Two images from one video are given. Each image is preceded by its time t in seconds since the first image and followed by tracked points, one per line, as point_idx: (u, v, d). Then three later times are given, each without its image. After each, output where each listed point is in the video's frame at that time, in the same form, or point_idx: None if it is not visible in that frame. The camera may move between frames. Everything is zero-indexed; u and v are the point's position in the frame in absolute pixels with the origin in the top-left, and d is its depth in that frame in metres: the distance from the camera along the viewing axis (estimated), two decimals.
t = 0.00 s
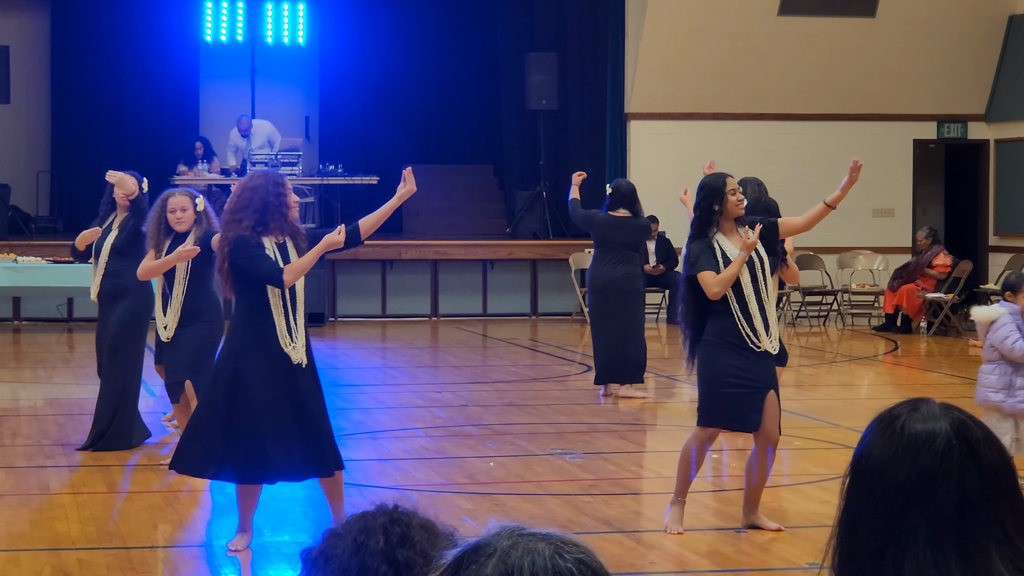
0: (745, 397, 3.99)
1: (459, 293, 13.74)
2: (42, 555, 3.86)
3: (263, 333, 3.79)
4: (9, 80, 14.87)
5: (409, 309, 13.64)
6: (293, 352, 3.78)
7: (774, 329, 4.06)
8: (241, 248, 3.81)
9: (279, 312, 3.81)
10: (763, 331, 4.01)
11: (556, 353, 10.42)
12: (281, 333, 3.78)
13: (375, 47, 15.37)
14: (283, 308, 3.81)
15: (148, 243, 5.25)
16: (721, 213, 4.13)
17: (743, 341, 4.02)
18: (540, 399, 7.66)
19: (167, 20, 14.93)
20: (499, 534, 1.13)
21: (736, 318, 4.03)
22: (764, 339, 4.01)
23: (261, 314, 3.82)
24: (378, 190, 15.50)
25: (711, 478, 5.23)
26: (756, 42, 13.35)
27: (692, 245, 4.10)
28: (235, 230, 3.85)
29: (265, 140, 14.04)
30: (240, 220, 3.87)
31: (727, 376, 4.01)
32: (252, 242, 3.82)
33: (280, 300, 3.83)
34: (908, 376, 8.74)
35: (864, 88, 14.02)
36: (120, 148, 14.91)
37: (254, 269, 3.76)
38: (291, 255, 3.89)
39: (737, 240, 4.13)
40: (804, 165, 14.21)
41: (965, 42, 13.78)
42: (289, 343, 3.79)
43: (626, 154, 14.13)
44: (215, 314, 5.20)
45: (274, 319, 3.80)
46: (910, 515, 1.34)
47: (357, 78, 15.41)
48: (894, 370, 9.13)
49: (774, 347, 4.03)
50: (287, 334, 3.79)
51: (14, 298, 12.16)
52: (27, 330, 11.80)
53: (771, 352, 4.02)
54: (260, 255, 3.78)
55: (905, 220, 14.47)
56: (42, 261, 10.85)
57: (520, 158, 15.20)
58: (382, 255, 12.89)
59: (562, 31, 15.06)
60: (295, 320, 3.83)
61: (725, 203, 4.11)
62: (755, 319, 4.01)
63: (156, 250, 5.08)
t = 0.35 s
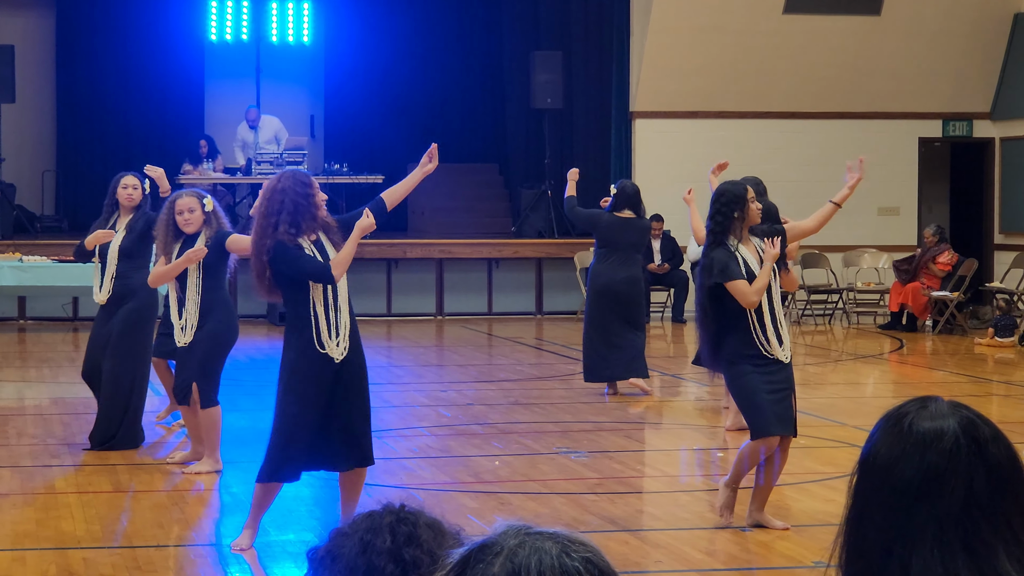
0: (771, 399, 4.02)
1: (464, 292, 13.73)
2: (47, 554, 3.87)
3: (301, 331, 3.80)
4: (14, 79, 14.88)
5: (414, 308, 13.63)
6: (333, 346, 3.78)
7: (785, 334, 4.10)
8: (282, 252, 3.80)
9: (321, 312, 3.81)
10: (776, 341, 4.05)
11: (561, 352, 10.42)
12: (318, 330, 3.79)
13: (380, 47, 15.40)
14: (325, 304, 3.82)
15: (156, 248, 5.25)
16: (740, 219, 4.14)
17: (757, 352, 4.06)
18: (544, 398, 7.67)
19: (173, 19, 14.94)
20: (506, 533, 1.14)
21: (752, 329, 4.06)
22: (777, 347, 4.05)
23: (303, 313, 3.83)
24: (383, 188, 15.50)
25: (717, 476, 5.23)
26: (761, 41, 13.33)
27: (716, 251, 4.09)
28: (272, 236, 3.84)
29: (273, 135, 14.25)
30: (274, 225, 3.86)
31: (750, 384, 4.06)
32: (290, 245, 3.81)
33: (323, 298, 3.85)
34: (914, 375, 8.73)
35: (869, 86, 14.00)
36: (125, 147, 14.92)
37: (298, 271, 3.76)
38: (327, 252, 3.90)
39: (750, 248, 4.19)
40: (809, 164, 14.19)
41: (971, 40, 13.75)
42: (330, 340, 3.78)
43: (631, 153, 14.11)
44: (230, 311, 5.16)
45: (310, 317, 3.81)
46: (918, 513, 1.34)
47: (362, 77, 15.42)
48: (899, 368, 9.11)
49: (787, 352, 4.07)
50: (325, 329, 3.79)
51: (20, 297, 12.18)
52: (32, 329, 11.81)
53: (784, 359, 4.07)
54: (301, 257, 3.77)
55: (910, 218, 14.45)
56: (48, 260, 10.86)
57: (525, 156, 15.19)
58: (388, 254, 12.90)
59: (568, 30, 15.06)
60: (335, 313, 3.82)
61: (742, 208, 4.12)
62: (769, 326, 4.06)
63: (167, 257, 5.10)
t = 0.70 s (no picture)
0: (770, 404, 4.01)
1: (468, 292, 13.74)
2: (51, 555, 3.89)
3: (331, 338, 3.84)
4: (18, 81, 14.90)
5: (418, 309, 13.65)
6: (364, 353, 3.83)
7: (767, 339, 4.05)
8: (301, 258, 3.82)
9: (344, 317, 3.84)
10: (760, 349, 4.05)
11: (565, 353, 10.43)
12: (344, 336, 3.82)
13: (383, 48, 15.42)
14: (346, 307, 3.84)
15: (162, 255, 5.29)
16: (750, 221, 4.16)
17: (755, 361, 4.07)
18: (548, 399, 7.67)
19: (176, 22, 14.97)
20: (511, 534, 1.14)
21: (750, 337, 4.08)
22: (761, 355, 4.05)
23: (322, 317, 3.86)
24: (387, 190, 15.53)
25: (720, 477, 5.23)
26: (765, 41, 13.32)
27: (728, 250, 4.12)
28: (291, 243, 3.86)
29: (278, 134, 14.30)
30: (293, 233, 3.88)
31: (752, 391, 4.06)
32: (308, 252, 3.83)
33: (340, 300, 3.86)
34: (918, 375, 8.73)
35: (872, 87, 13.99)
36: (128, 148, 14.94)
37: (318, 278, 3.78)
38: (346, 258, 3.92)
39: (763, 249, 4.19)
40: (813, 164, 14.18)
41: (975, 40, 13.73)
42: (359, 347, 3.82)
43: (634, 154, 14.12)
44: (236, 313, 5.15)
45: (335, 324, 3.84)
46: (922, 515, 1.34)
47: (365, 78, 15.44)
48: (904, 369, 9.11)
49: (769, 359, 4.04)
50: (355, 337, 3.82)
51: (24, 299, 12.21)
52: (36, 330, 11.84)
53: (768, 365, 4.04)
54: (320, 264, 3.79)
55: (914, 218, 14.44)
56: (52, 261, 10.88)
57: (528, 157, 15.20)
58: (392, 255, 12.92)
59: (571, 30, 15.07)
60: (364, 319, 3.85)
61: (752, 209, 4.14)
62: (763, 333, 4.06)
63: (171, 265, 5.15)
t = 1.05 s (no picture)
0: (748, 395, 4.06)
1: (469, 292, 13.75)
2: (52, 556, 3.89)
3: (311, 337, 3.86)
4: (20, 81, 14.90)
5: (420, 308, 13.65)
6: (340, 358, 3.81)
7: (783, 331, 4.06)
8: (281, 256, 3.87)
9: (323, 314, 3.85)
10: (768, 339, 4.05)
11: (567, 352, 10.43)
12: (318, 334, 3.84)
13: (384, 48, 15.43)
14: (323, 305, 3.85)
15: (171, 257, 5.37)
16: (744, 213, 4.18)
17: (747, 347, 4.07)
18: (550, 399, 7.67)
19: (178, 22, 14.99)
20: (515, 535, 1.14)
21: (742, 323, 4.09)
22: (768, 345, 4.04)
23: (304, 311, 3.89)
24: (388, 191, 15.53)
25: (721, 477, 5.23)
26: (766, 41, 13.32)
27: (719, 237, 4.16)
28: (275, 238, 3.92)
29: (280, 134, 14.32)
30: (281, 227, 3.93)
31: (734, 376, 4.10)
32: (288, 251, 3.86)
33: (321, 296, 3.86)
34: (919, 374, 8.73)
35: (874, 86, 13.99)
36: (130, 148, 14.94)
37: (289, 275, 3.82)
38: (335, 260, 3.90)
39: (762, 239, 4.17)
40: (814, 163, 14.18)
41: (976, 40, 13.72)
42: (338, 351, 3.81)
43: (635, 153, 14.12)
44: (238, 316, 5.20)
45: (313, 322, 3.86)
46: (923, 515, 1.34)
47: (367, 78, 15.45)
48: (905, 368, 9.10)
49: (780, 352, 4.04)
50: (331, 338, 3.82)
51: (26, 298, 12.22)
52: (37, 330, 11.84)
53: (777, 357, 4.04)
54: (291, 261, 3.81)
55: (915, 218, 14.43)
56: (54, 261, 10.88)
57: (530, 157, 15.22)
58: (393, 255, 12.92)
59: (572, 30, 15.08)
60: (343, 321, 3.84)
61: (746, 206, 4.13)
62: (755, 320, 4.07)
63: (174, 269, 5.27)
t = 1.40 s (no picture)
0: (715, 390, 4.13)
1: (470, 290, 13.76)
2: (54, 554, 3.89)
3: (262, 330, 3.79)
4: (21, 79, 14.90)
5: (421, 307, 13.65)
6: (296, 349, 3.71)
7: (746, 329, 4.06)
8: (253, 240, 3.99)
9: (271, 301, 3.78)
10: (730, 334, 4.10)
11: (568, 351, 10.43)
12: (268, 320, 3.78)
13: (385, 47, 15.43)
14: (269, 287, 3.77)
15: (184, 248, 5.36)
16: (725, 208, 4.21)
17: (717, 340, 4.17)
18: (551, 397, 7.66)
19: (179, 20, 14.99)
20: (518, 532, 1.14)
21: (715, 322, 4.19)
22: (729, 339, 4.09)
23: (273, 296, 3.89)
24: (389, 190, 15.54)
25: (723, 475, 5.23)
26: (767, 39, 13.31)
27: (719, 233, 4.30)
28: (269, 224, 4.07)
29: (281, 133, 14.33)
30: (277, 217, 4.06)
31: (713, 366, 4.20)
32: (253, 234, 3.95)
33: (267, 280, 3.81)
34: (921, 373, 8.72)
35: (875, 84, 13.97)
36: (131, 146, 14.95)
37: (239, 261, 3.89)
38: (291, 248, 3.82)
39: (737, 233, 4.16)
40: (815, 162, 14.17)
41: (978, 38, 13.71)
42: (291, 339, 3.72)
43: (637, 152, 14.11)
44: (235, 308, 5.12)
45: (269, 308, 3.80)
46: (922, 513, 1.34)
47: (367, 77, 15.46)
48: (907, 367, 9.09)
49: (739, 348, 4.06)
50: (281, 327, 3.73)
51: (27, 298, 12.22)
52: (39, 329, 11.83)
53: (736, 354, 4.06)
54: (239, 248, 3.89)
55: (917, 216, 14.42)
56: (55, 260, 10.88)
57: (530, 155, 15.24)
58: (394, 254, 12.91)
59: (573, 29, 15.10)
60: (286, 309, 3.73)
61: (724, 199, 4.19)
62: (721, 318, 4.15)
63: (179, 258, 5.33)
